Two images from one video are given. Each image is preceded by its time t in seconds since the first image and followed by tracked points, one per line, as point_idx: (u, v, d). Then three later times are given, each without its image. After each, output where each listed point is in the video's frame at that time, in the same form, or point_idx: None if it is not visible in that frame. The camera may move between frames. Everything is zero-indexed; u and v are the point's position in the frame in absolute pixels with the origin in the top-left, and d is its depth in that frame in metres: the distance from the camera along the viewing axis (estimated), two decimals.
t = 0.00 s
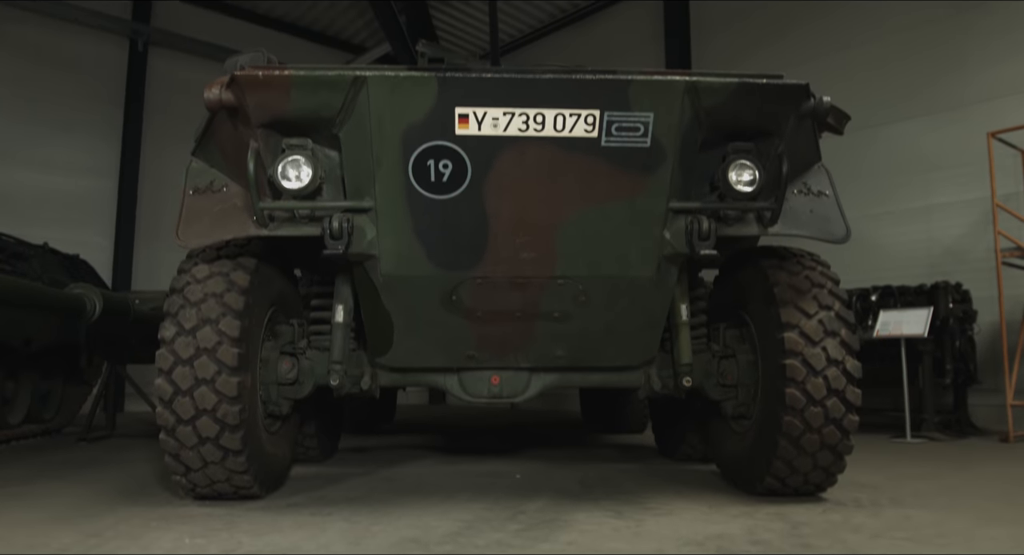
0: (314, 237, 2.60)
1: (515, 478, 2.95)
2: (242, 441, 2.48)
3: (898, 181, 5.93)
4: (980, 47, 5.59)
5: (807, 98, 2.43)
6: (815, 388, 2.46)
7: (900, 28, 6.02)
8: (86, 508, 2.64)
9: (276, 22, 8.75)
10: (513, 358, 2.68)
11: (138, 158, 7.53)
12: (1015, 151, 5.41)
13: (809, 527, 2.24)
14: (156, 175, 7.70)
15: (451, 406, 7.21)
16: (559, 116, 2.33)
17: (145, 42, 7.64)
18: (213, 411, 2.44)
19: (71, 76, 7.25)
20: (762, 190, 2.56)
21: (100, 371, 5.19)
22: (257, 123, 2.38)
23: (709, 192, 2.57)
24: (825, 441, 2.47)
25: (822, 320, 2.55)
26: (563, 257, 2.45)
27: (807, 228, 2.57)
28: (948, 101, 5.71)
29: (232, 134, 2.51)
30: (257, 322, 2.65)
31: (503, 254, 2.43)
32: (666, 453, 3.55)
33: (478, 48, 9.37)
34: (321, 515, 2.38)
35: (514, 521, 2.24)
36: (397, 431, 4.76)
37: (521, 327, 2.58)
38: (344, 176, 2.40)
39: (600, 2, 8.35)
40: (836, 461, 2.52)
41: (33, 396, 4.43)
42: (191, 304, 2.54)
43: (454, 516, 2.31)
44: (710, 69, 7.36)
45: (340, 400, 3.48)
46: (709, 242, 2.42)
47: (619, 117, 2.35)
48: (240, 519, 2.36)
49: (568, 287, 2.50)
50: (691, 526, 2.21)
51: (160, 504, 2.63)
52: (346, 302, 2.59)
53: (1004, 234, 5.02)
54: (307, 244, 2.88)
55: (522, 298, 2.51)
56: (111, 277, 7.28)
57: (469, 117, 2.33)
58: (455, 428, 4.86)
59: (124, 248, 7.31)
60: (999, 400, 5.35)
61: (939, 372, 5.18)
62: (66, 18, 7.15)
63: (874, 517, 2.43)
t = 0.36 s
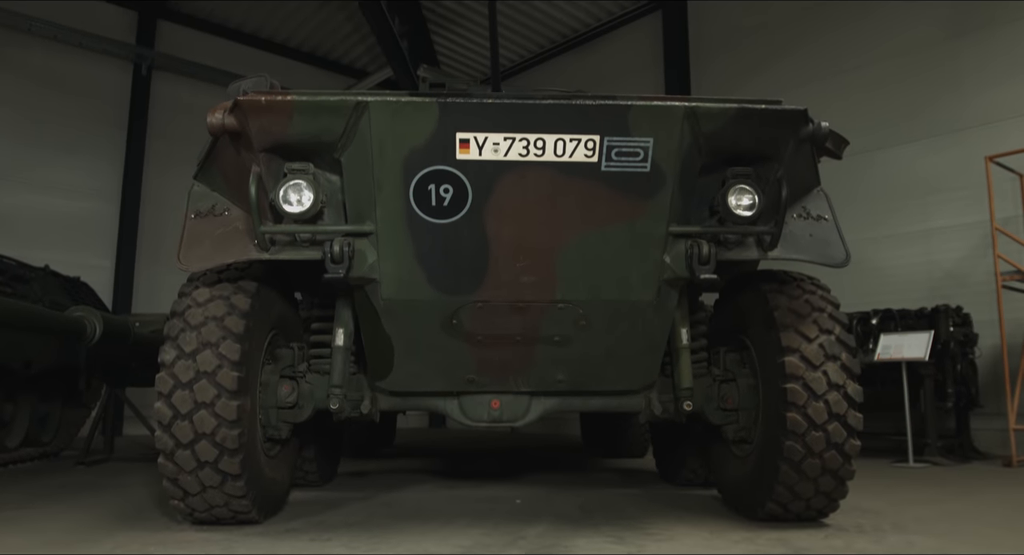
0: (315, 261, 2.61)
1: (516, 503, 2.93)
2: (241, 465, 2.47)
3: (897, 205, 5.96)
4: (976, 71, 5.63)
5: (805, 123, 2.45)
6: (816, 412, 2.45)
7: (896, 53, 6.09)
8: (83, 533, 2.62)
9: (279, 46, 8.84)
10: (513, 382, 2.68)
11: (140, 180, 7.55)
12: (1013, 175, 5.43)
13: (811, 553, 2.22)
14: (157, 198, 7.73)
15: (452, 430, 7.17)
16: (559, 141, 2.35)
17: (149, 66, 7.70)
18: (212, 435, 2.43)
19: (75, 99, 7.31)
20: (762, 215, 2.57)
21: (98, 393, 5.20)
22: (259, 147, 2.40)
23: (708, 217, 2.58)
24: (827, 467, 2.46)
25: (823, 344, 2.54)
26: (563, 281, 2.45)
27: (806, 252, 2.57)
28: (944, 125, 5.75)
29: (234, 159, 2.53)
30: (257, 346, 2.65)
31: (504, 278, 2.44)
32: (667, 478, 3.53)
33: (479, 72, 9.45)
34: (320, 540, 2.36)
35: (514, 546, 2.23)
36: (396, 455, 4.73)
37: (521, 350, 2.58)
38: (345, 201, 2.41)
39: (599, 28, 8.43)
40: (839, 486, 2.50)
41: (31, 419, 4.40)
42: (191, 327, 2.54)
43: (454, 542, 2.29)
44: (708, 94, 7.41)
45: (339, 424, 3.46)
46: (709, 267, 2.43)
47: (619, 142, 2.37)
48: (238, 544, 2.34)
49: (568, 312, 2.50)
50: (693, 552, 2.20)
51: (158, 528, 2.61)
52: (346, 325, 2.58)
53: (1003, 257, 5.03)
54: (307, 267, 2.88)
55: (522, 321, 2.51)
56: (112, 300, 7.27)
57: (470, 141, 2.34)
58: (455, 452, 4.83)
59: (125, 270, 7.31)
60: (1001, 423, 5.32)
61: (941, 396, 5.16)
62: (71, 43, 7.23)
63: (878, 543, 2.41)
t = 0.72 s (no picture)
0: (315, 275, 2.61)
1: (515, 517, 2.92)
2: (240, 478, 2.45)
3: (896, 219, 5.97)
4: (974, 85, 5.65)
5: (804, 138, 2.46)
6: (817, 426, 2.44)
7: (894, 67, 6.11)
8: (81, 547, 2.61)
9: (280, 61, 8.90)
10: (513, 396, 2.67)
11: (141, 194, 7.57)
12: (1012, 190, 5.44)
13: None
14: (158, 211, 7.74)
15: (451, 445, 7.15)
16: (560, 156, 2.36)
17: (151, 80, 7.72)
18: (211, 449, 2.42)
19: (77, 114, 7.34)
20: (762, 229, 2.57)
21: (99, 407, 5.25)
22: (260, 161, 2.41)
23: (708, 231, 2.59)
24: (829, 481, 2.44)
25: (824, 358, 2.54)
26: (563, 295, 2.45)
27: (806, 266, 2.58)
28: (943, 137, 5.76)
29: (235, 173, 2.54)
30: (257, 360, 2.65)
31: (504, 292, 2.44)
32: (667, 491, 3.52)
33: (479, 87, 9.51)
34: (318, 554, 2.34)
35: None
36: (396, 468, 4.72)
37: (521, 364, 2.58)
38: (346, 215, 2.42)
39: (599, 43, 8.48)
40: (840, 501, 2.49)
41: (30, 433, 4.39)
42: (191, 341, 2.54)
43: None
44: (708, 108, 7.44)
45: (339, 437, 3.46)
46: (709, 281, 2.43)
47: (619, 156, 2.38)
48: None
49: (568, 325, 2.50)
50: None
51: (156, 542, 2.60)
52: (346, 339, 2.58)
53: (1003, 271, 5.03)
54: (307, 281, 2.89)
55: (522, 335, 2.51)
56: (112, 313, 7.27)
57: (470, 156, 2.35)
58: (455, 466, 4.82)
59: (126, 283, 7.31)
60: (1003, 437, 5.29)
61: (942, 411, 5.15)
62: (73, 57, 7.26)
63: None
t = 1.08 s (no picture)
0: (315, 283, 2.61)
1: (516, 526, 2.91)
2: (239, 487, 2.45)
3: (896, 226, 5.97)
4: (973, 93, 5.66)
5: (803, 146, 2.46)
6: (818, 435, 2.44)
7: (893, 75, 6.13)
8: None
9: (280, 69, 8.93)
10: (513, 405, 2.67)
11: (142, 201, 7.58)
12: (1012, 198, 5.45)
13: None
14: (158, 219, 7.74)
15: (451, 453, 7.13)
16: (559, 164, 2.36)
17: (152, 88, 7.74)
18: (210, 457, 2.42)
19: (78, 121, 7.36)
20: (762, 237, 2.58)
21: (99, 414, 5.31)
22: (261, 170, 2.41)
23: (708, 239, 2.59)
24: (830, 489, 2.44)
25: (824, 367, 2.54)
26: (563, 303, 2.45)
27: (806, 274, 2.57)
28: (942, 145, 5.77)
29: (236, 181, 2.55)
30: (257, 367, 2.65)
31: (504, 301, 2.44)
32: (667, 500, 3.51)
33: (479, 95, 9.54)
34: None
35: None
36: (396, 477, 4.71)
37: (521, 373, 2.58)
38: (346, 223, 2.42)
39: (599, 52, 8.51)
40: (841, 509, 2.48)
41: (29, 441, 4.38)
42: (191, 349, 2.54)
43: None
44: (707, 116, 7.45)
45: (338, 446, 3.45)
46: (709, 289, 2.43)
47: (619, 164, 2.39)
48: None
49: (568, 334, 2.50)
50: None
51: (155, 549, 2.59)
52: (345, 347, 2.58)
53: (1003, 279, 5.03)
54: (308, 289, 2.89)
55: (522, 344, 2.51)
56: (112, 320, 7.26)
57: (471, 164, 2.36)
58: (455, 475, 4.80)
59: (126, 291, 7.30)
60: (1004, 446, 5.28)
61: (943, 419, 5.14)
62: (75, 65, 7.28)
63: None
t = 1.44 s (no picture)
0: (315, 288, 2.61)
1: (516, 532, 2.91)
2: (239, 492, 2.44)
3: (896, 232, 5.98)
4: (973, 98, 5.67)
5: (803, 152, 2.46)
6: (818, 440, 2.43)
7: (892, 80, 6.14)
8: None
9: (281, 75, 8.94)
10: (513, 410, 2.67)
11: (142, 206, 7.58)
12: (1012, 203, 5.46)
13: None
14: (158, 224, 7.75)
15: (451, 458, 7.12)
16: (559, 170, 2.36)
17: (153, 93, 7.73)
18: (210, 462, 2.41)
19: (79, 126, 7.36)
20: (762, 242, 2.58)
21: (99, 419, 5.32)
22: (261, 175, 2.42)
23: (708, 245, 2.59)
24: (830, 495, 2.43)
25: (824, 372, 2.53)
26: (563, 309, 2.46)
27: (807, 280, 2.57)
28: (941, 150, 5.78)
29: (236, 187, 2.55)
30: (257, 373, 2.65)
31: (504, 306, 2.44)
32: (668, 506, 3.51)
33: (479, 100, 9.56)
34: None
35: None
36: (396, 482, 4.71)
37: (521, 378, 2.58)
38: (346, 228, 2.42)
39: (599, 57, 8.52)
40: (842, 515, 2.48)
41: (29, 446, 4.38)
42: (191, 354, 2.54)
43: None
44: (707, 122, 7.46)
45: (338, 451, 3.45)
46: (709, 294, 2.43)
47: (619, 170, 2.39)
48: None
49: (568, 340, 2.50)
50: None
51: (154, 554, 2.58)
52: (346, 352, 2.58)
53: (1004, 284, 5.03)
54: (308, 294, 2.89)
55: (522, 349, 2.51)
56: (111, 325, 7.26)
57: (471, 169, 2.36)
58: (454, 480, 4.80)
59: (126, 295, 7.30)
60: (1005, 451, 5.27)
61: (943, 424, 5.13)
62: (76, 70, 7.30)
63: None
